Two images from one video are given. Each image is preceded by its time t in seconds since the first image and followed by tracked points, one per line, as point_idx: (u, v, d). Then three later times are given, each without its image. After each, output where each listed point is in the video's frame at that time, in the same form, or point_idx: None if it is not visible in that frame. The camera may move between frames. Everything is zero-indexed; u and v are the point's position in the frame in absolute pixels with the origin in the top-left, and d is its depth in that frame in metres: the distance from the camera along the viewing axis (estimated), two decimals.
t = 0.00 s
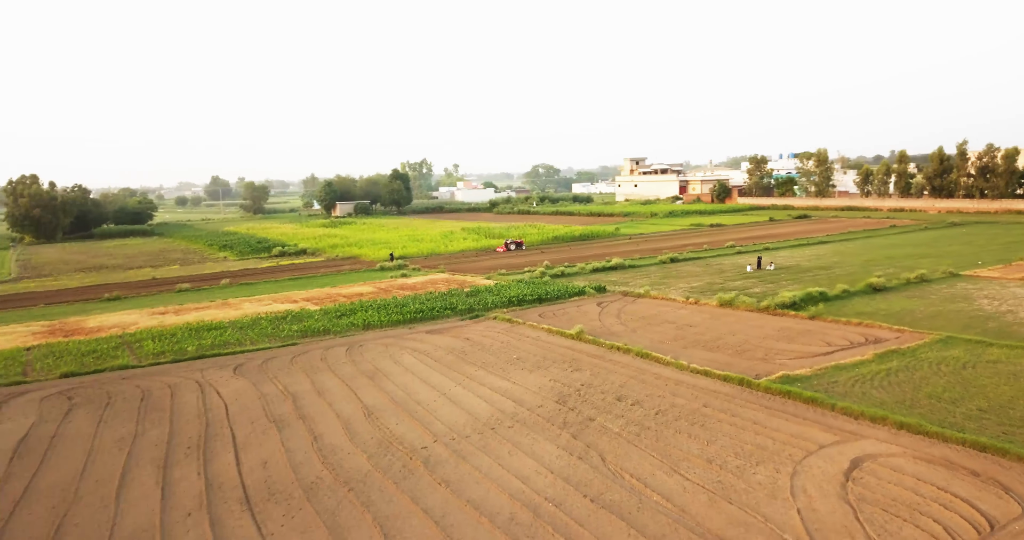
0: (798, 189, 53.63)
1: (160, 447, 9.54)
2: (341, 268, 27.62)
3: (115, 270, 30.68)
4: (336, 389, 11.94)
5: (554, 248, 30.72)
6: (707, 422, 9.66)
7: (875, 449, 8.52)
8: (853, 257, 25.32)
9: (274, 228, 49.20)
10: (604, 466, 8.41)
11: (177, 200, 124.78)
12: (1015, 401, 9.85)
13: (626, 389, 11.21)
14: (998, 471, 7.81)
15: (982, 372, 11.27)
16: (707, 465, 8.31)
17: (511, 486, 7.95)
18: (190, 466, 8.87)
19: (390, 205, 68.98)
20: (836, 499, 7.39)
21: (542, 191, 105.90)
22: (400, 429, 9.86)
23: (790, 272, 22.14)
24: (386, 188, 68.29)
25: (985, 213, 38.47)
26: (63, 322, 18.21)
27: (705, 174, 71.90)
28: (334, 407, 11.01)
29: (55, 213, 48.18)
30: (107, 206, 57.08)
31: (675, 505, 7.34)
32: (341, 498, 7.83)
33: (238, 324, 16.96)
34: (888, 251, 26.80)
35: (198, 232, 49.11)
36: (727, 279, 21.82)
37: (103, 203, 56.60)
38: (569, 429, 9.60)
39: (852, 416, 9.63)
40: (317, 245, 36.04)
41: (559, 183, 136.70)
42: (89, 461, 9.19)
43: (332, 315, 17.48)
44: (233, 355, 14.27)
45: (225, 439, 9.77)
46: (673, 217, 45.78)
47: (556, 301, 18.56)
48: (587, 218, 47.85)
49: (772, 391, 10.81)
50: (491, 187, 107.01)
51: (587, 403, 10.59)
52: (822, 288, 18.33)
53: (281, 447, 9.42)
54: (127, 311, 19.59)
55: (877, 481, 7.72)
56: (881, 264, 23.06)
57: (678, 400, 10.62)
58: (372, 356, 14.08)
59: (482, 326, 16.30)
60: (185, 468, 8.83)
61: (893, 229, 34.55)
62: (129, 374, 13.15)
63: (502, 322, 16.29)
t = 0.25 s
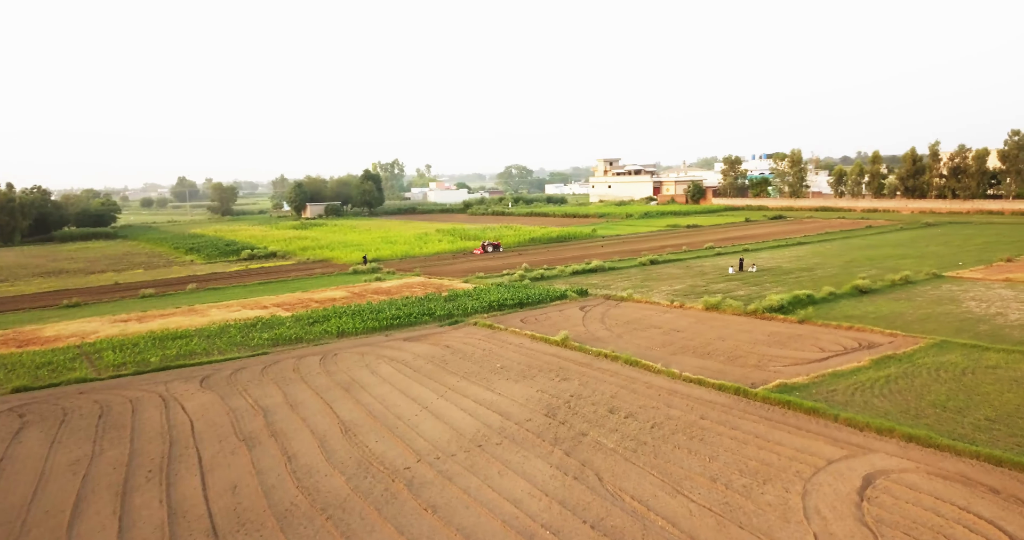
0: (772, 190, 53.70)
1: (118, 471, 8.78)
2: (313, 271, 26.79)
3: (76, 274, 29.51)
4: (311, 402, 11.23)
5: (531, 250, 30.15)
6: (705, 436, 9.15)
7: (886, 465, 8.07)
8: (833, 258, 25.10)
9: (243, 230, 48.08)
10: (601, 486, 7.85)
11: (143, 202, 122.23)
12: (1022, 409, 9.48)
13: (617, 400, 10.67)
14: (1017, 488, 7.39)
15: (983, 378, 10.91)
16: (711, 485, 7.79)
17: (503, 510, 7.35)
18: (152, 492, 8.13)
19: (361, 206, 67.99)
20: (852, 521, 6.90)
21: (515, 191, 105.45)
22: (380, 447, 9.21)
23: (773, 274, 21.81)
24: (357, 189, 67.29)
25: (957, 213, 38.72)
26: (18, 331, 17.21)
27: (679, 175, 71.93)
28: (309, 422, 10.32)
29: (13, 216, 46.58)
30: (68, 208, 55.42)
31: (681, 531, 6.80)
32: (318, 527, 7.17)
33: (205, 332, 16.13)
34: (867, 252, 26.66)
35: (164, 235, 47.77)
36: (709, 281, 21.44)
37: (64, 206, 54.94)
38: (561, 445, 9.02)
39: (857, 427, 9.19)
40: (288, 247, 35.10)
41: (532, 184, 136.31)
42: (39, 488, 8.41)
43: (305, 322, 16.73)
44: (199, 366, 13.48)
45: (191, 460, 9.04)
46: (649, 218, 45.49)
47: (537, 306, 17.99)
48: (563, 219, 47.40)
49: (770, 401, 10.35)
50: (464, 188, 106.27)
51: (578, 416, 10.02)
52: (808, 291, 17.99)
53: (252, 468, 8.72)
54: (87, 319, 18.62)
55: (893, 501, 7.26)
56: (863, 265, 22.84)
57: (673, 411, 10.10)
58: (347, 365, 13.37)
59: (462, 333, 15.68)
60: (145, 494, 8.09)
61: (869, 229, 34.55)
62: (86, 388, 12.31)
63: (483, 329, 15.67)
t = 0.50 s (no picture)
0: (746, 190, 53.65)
1: (70, 500, 8.00)
2: (283, 275, 25.90)
3: (33, 279, 28.27)
4: (283, 418, 10.51)
5: (508, 253, 29.55)
6: (707, 452, 8.63)
7: (901, 482, 7.61)
8: (814, 260, 24.85)
9: (210, 232, 46.84)
10: (601, 510, 7.28)
11: (106, 204, 119.42)
12: None
13: (610, 413, 10.11)
14: None
15: (986, 385, 10.54)
16: (719, 507, 7.26)
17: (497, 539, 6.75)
18: (109, 523, 7.40)
19: (332, 208, 66.86)
20: None
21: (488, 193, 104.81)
22: (360, 468, 8.56)
23: (756, 277, 21.45)
24: (327, 190, 66.11)
25: (931, 214, 38.90)
26: None
27: (652, 176, 71.83)
28: (282, 441, 9.60)
29: None
30: (27, 210, 53.63)
31: None
32: None
33: (169, 341, 15.27)
34: (846, 253, 26.48)
35: (128, 238, 46.35)
36: (692, 283, 21.02)
37: (22, 208, 53.12)
38: (555, 464, 8.44)
39: (865, 440, 8.73)
40: (257, 250, 34.10)
41: (504, 185, 135.74)
42: None
43: (276, 329, 15.94)
44: (163, 379, 12.67)
45: (153, 485, 8.30)
46: (625, 219, 45.15)
47: (518, 311, 17.39)
48: (538, 220, 46.85)
49: (771, 412, 9.87)
50: (436, 188, 105.33)
51: (570, 431, 9.45)
52: (794, 294, 17.63)
53: (220, 494, 8.02)
54: (43, 328, 17.63)
55: (913, 522, 6.79)
56: (845, 267, 22.59)
57: (670, 425, 9.57)
58: (321, 377, 12.65)
59: (442, 340, 15.02)
60: (102, 526, 7.36)
61: (845, 230, 34.51)
62: (39, 405, 11.44)
63: (464, 336, 15.04)
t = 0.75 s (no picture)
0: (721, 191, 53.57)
1: (16, 533, 7.23)
2: (252, 279, 24.99)
3: None
4: (254, 435, 9.81)
5: (484, 255, 28.96)
6: (711, 470, 8.11)
7: (919, 501, 7.16)
8: (795, 261, 24.58)
9: (176, 234, 45.55)
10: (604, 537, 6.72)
11: (67, 205, 116.45)
12: None
13: (603, 426, 9.56)
14: None
15: (990, 392, 10.19)
16: (730, 531, 6.74)
17: None
18: None
19: (302, 209, 65.66)
20: None
21: (460, 193, 104.09)
22: (339, 492, 7.91)
23: (739, 279, 21.10)
24: (297, 191, 64.89)
25: (904, 214, 39.06)
26: None
27: (625, 176, 71.65)
28: (253, 461, 8.91)
29: None
30: None
31: None
32: None
33: (132, 351, 14.43)
34: (826, 254, 26.31)
35: (89, 240, 44.90)
36: (675, 285, 20.60)
37: None
38: (549, 485, 7.86)
39: (874, 454, 8.29)
40: (225, 253, 33.09)
41: (477, 186, 134.99)
42: None
43: (245, 338, 15.15)
44: (124, 393, 11.86)
45: (110, 515, 7.57)
46: (601, 220, 44.80)
47: (499, 317, 16.80)
48: (513, 221, 46.28)
49: (772, 423, 9.40)
50: (407, 189, 104.31)
51: (563, 448, 8.88)
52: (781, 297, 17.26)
53: (185, 524, 7.31)
54: None
55: None
56: (827, 269, 22.34)
57: (668, 439, 9.05)
58: (294, 389, 11.93)
59: (421, 348, 14.37)
60: None
61: (822, 230, 34.45)
62: None
63: (444, 344, 14.42)
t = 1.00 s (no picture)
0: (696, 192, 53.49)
1: None
2: (221, 284, 24.08)
3: None
4: (224, 456, 9.10)
5: (461, 258, 28.33)
6: (717, 489, 7.59)
7: (943, 523, 6.71)
8: (777, 263, 24.30)
9: (141, 237, 44.22)
10: None
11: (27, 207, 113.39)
12: None
13: (598, 442, 9.00)
14: None
15: (996, 400, 9.82)
16: None
17: None
18: None
19: (272, 210, 64.39)
20: None
21: (433, 194, 103.21)
22: (318, 520, 7.24)
23: (722, 282, 20.72)
24: (266, 192, 63.59)
25: (880, 214, 39.30)
26: None
27: (599, 177, 71.41)
28: (223, 486, 8.20)
29: None
30: None
31: None
32: None
33: (91, 362, 13.57)
34: (806, 255, 26.10)
35: (49, 244, 43.39)
36: (658, 288, 20.17)
37: None
38: (546, 509, 7.28)
39: (887, 470, 7.84)
40: (192, 256, 32.02)
41: (449, 186, 134.07)
42: None
43: (213, 347, 14.35)
44: (81, 410, 11.04)
45: None
46: (577, 221, 44.38)
47: (481, 323, 16.19)
48: (488, 223, 45.65)
49: (777, 437, 8.92)
50: (379, 191, 103.20)
51: (558, 467, 8.30)
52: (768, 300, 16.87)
53: None
54: None
55: None
56: (810, 271, 22.07)
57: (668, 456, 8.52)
58: (266, 403, 11.21)
59: (400, 357, 13.71)
60: None
61: (799, 231, 34.34)
62: None
63: (425, 353, 13.77)
